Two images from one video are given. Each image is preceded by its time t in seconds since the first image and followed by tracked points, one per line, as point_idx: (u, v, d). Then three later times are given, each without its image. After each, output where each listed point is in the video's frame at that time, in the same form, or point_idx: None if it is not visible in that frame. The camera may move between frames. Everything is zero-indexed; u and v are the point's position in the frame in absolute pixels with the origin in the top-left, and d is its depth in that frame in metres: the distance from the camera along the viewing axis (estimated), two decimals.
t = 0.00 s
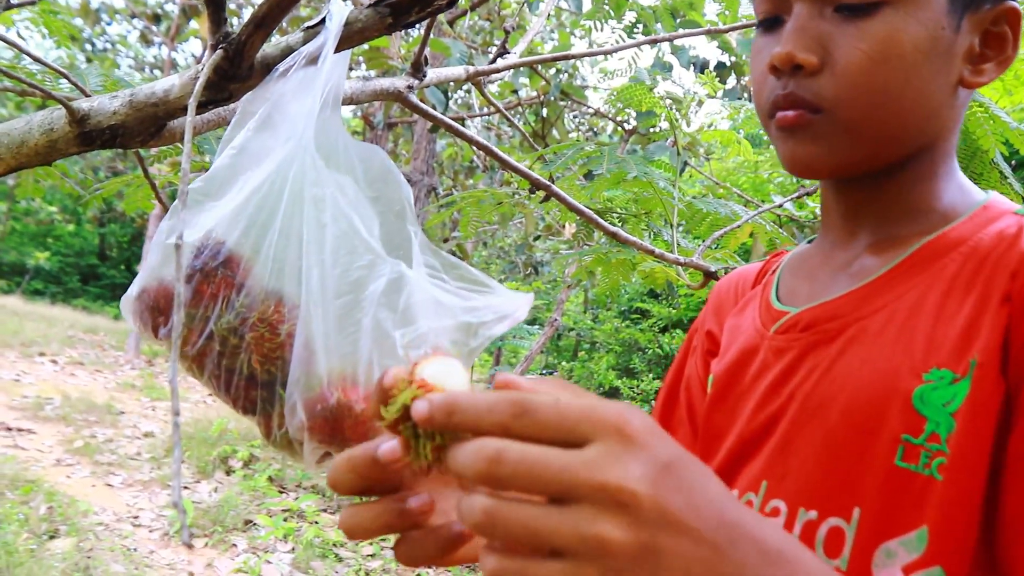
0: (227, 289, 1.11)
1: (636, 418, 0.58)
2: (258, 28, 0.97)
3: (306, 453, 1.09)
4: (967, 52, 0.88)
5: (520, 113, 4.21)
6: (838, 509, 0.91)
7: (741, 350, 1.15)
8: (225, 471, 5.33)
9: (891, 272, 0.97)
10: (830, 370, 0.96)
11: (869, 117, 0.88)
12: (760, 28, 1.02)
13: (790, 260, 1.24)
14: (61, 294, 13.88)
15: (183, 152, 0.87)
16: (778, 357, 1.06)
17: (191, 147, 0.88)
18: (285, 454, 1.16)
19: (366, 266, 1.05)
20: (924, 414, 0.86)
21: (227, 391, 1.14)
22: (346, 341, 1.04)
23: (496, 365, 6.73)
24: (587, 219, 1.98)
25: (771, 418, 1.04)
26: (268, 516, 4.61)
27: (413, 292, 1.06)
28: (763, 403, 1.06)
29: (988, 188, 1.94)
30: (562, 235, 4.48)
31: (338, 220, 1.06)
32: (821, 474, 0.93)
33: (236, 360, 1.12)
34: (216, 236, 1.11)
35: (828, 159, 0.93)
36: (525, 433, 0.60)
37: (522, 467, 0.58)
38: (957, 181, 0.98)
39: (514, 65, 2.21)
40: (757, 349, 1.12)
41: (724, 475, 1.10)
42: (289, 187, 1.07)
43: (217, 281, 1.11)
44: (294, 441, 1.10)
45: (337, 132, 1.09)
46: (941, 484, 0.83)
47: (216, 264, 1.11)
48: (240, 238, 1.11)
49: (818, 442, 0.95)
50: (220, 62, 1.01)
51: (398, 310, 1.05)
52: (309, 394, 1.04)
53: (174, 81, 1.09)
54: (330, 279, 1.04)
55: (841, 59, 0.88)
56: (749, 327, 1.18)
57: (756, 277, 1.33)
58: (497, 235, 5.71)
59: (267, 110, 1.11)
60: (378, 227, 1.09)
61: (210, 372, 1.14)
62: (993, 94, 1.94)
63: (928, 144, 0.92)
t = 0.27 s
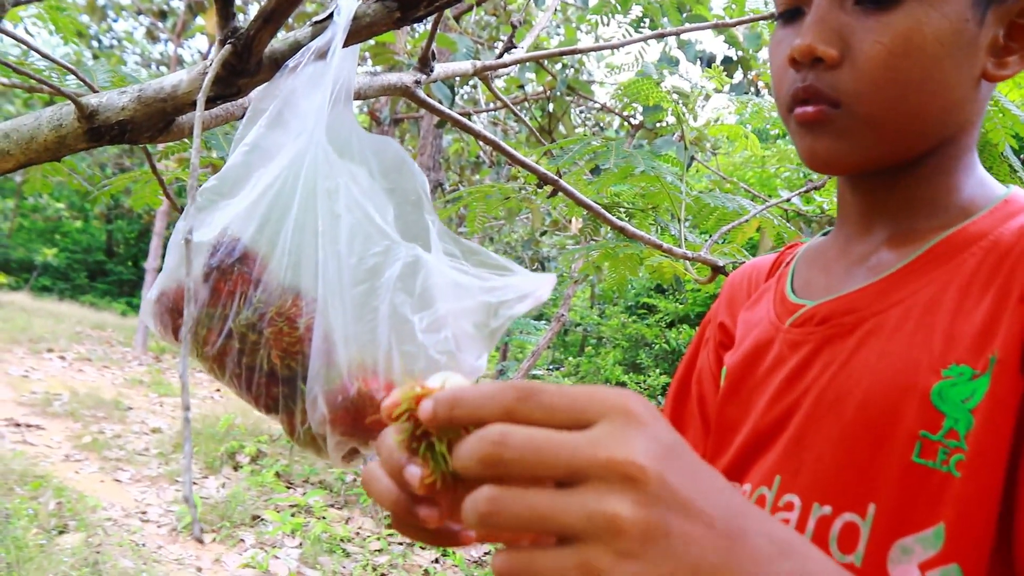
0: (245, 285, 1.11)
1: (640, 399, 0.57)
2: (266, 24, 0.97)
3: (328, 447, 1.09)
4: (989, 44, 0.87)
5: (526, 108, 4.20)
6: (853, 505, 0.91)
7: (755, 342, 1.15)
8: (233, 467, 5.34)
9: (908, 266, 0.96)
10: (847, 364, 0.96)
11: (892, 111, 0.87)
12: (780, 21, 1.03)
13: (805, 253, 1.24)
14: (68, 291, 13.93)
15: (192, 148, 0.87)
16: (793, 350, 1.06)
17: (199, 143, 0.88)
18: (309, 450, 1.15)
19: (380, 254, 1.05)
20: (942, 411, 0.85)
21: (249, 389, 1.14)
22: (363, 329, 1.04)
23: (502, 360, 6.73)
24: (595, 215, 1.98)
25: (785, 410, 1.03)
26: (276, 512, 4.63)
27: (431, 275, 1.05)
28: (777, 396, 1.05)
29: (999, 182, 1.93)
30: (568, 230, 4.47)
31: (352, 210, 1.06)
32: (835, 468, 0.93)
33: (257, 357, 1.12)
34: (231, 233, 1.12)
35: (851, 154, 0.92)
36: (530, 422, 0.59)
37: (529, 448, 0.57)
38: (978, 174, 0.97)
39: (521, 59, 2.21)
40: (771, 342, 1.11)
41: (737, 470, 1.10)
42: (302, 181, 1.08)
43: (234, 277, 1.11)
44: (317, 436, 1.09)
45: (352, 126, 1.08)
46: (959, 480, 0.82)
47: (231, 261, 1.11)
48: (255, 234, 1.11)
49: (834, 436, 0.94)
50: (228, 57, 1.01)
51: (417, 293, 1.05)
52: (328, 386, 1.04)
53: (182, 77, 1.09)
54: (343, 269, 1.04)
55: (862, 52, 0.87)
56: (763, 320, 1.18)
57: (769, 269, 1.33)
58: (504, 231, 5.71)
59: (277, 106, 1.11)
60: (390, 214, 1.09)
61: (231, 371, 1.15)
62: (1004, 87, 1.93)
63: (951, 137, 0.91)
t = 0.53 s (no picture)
0: (240, 274, 1.10)
1: (597, 384, 0.55)
2: (270, 16, 0.97)
3: (319, 438, 1.10)
4: (995, 35, 0.86)
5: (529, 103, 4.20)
6: (852, 494, 0.91)
7: (757, 333, 1.15)
8: (236, 462, 5.35)
9: (911, 256, 0.96)
10: (850, 354, 0.96)
11: (896, 104, 0.87)
12: (783, 15, 1.03)
13: (806, 245, 1.24)
14: (71, 287, 13.95)
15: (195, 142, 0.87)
16: (797, 340, 1.06)
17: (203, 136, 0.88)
18: (303, 442, 1.16)
19: (372, 240, 1.07)
20: (945, 400, 0.85)
21: (243, 380, 1.14)
22: (356, 315, 1.06)
23: (504, 355, 6.74)
24: (598, 209, 1.98)
25: (787, 400, 1.03)
26: (279, 506, 4.65)
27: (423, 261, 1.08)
28: (779, 386, 1.05)
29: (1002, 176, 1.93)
30: (571, 225, 4.48)
31: (348, 198, 1.08)
32: (837, 457, 0.93)
33: (251, 347, 1.11)
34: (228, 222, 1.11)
35: (856, 148, 0.92)
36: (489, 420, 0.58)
37: (479, 449, 0.56)
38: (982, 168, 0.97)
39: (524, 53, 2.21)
40: (774, 333, 1.11)
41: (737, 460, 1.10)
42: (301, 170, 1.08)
43: (229, 267, 1.10)
44: (308, 426, 1.10)
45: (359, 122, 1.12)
46: (960, 471, 0.82)
47: (227, 251, 1.10)
48: (252, 223, 1.11)
49: (837, 426, 0.94)
50: (232, 50, 1.01)
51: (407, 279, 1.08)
52: (319, 375, 1.05)
53: (185, 71, 1.10)
54: (336, 256, 1.06)
55: (866, 46, 0.87)
56: (764, 311, 1.18)
57: (770, 262, 1.33)
58: (507, 226, 5.71)
59: (279, 97, 1.11)
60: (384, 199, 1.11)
61: (226, 362, 1.14)
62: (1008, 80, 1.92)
63: (955, 130, 0.91)
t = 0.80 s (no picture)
0: (235, 268, 1.13)
1: (601, 396, 0.53)
2: (271, 11, 0.97)
3: (308, 431, 1.13)
4: (989, 26, 0.86)
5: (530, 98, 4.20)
6: (847, 485, 0.91)
7: (754, 325, 1.15)
8: (237, 457, 5.36)
9: (906, 247, 0.96)
10: (843, 345, 0.96)
11: (891, 97, 0.87)
12: (775, 8, 1.03)
13: (804, 238, 1.24)
14: (73, 284, 13.97)
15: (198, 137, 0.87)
16: (793, 331, 1.06)
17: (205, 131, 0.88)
18: (294, 434, 1.18)
19: (364, 242, 1.06)
20: (936, 390, 0.85)
21: (236, 369, 1.16)
22: (347, 315, 1.07)
23: (506, 351, 6.75)
24: (599, 203, 1.98)
25: (782, 391, 1.04)
26: (281, 502, 4.66)
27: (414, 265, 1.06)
28: (774, 377, 1.06)
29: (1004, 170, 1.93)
30: (572, 221, 4.49)
31: (343, 198, 1.08)
32: (830, 449, 0.94)
33: (245, 339, 1.13)
34: (226, 216, 1.13)
35: (849, 142, 0.92)
36: (489, 420, 0.57)
37: (476, 453, 0.56)
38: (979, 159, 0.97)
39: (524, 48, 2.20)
40: (770, 325, 1.11)
41: (733, 453, 1.10)
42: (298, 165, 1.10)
43: (226, 260, 1.13)
44: (297, 420, 1.13)
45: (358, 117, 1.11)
46: (951, 460, 0.82)
47: (225, 244, 1.13)
48: (250, 218, 1.13)
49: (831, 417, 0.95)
50: (233, 45, 1.01)
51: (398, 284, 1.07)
52: (308, 370, 1.08)
53: (187, 65, 1.10)
54: (329, 254, 1.06)
55: (859, 40, 0.87)
56: (761, 303, 1.18)
57: (769, 255, 1.33)
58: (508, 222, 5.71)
59: (279, 92, 1.12)
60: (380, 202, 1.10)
61: (221, 353, 1.16)
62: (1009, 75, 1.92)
63: (950, 122, 0.91)
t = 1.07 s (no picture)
0: (251, 268, 1.18)
1: (585, 457, 0.56)
2: (274, 8, 0.98)
3: (331, 427, 1.18)
4: (974, 17, 0.88)
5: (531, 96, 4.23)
6: (842, 480, 0.94)
7: (746, 321, 1.18)
8: (241, 453, 5.39)
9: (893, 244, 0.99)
10: (833, 341, 0.99)
11: (876, 81, 0.89)
12: None
13: (796, 238, 1.25)
14: (76, 281, 14.03)
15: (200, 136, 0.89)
16: (784, 328, 1.08)
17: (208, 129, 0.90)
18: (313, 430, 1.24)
19: (385, 241, 1.15)
20: (925, 384, 0.87)
21: (254, 369, 1.21)
22: (370, 312, 1.14)
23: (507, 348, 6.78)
24: (599, 200, 2.00)
25: (774, 387, 1.07)
26: (284, 497, 4.70)
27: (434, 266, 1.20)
28: (768, 373, 1.08)
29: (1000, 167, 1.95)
30: (573, 217, 4.52)
31: (357, 197, 1.15)
32: (823, 444, 0.96)
33: (263, 337, 1.19)
34: (239, 216, 1.18)
35: (836, 126, 0.95)
36: (470, 471, 0.62)
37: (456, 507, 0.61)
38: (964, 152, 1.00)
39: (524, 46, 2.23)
40: (763, 322, 1.14)
41: (729, 448, 1.13)
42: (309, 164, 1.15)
43: (240, 260, 1.18)
44: (319, 416, 1.18)
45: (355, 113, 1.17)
46: (939, 452, 0.84)
47: (238, 244, 1.18)
48: (263, 218, 1.19)
49: (822, 411, 0.97)
50: (236, 42, 1.02)
51: (420, 281, 1.19)
52: (333, 369, 1.12)
53: (191, 63, 1.13)
54: (349, 254, 1.13)
55: (846, 26, 0.90)
56: (754, 300, 1.20)
57: (766, 253, 1.35)
58: (510, 219, 5.74)
59: (285, 91, 1.15)
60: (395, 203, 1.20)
61: (237, 351, 1.22)
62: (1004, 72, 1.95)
63: (936, 113, 0.93)
